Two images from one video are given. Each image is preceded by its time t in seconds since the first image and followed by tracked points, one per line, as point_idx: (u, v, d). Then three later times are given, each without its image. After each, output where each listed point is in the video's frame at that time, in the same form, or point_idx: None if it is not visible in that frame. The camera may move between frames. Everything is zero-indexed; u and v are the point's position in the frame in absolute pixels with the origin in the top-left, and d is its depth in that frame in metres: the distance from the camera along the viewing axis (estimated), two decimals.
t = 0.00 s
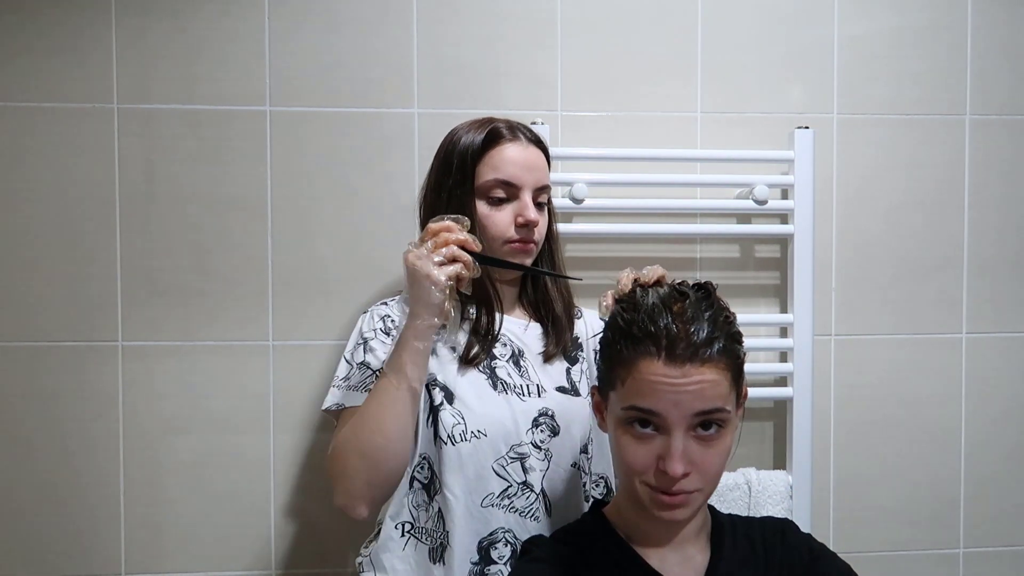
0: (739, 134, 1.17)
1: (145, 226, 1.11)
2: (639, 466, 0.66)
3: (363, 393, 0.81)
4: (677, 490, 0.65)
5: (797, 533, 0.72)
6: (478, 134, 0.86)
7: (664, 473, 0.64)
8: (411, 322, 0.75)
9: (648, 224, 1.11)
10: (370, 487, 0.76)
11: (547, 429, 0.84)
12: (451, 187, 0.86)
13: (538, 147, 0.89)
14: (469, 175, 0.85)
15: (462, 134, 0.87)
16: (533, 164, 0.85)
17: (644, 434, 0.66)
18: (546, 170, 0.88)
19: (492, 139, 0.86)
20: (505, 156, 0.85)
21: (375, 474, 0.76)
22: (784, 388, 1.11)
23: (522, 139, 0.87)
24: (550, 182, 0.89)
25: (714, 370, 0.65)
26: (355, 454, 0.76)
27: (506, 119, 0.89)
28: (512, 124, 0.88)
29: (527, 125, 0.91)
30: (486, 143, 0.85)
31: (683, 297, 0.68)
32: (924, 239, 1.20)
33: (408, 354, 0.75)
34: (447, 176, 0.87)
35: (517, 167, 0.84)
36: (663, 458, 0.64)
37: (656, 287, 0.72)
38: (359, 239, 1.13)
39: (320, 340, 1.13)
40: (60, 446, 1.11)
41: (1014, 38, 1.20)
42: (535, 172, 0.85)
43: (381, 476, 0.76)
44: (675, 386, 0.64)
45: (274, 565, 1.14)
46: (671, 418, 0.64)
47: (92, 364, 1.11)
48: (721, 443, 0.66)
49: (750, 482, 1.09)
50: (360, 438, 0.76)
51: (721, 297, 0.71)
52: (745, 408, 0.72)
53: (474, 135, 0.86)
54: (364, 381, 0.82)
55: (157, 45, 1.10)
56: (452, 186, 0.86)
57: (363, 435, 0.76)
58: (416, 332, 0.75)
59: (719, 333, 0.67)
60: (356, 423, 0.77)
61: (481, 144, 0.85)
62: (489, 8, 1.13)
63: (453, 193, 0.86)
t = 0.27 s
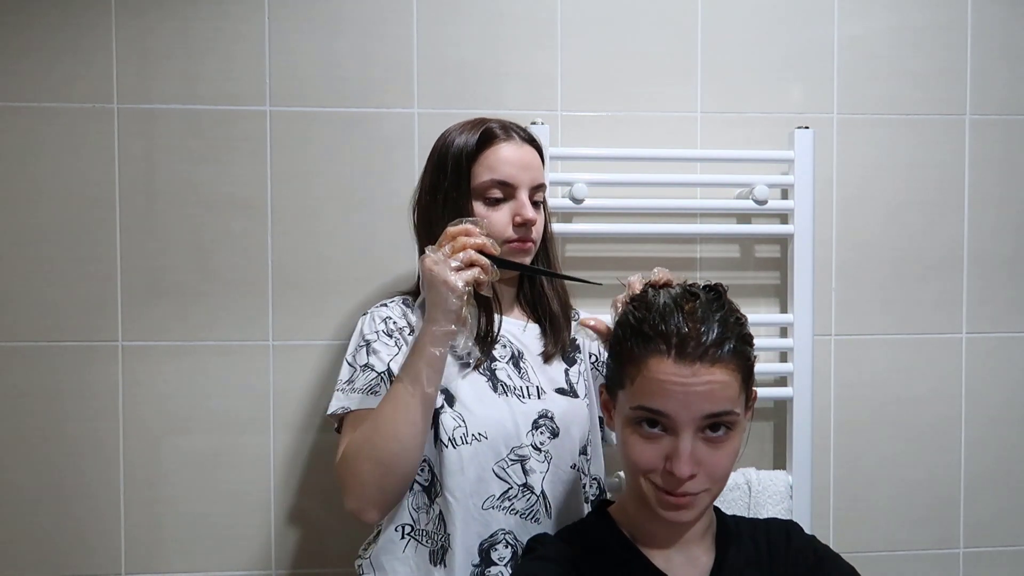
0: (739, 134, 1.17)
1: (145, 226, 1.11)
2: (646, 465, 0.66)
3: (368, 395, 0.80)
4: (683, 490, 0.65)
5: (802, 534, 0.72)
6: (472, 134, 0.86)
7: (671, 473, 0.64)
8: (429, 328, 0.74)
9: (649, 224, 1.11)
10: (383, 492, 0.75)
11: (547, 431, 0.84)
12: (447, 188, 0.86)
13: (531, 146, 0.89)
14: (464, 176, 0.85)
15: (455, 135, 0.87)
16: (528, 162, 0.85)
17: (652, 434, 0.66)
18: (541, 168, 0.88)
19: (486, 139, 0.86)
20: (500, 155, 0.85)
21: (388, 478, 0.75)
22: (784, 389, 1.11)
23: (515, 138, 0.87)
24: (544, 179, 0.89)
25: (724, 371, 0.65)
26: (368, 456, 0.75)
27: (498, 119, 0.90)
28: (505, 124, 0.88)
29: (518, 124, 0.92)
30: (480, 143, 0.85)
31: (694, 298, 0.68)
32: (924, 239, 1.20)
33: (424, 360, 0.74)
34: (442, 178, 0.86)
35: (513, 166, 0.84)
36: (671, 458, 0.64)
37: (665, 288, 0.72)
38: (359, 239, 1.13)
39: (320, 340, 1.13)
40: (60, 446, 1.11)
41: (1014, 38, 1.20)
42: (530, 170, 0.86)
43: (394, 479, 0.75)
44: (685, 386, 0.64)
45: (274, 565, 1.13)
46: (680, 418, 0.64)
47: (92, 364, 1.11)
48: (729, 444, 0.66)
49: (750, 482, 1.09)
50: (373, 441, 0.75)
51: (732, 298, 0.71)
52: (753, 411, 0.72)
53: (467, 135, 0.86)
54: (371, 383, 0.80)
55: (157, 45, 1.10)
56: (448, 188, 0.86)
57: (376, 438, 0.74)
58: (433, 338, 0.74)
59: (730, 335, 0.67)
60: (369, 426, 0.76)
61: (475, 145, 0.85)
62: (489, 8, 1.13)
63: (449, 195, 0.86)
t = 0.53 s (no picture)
0: (739, 134, 1.17)
1: (145, 226, 1.11)
2: (642, 466, 0.66)
3: (374, 385, 0.79)
4: (679, 492, 0.65)
5: (801, 533, 0.72)
6: (468, 132, 0.86)
7: (667, 475, 0.64)
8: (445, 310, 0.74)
9: (649, 224, 1.11)
10: (392, 479, 0.73)
11: (546, 432, 0.84)
12: (443, 187, 0.86)
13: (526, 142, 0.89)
14: (461, 174, 0.85)
15: (449, 134, 0.87)
16: (525, 159, 0.85)
17: (649, 436, 0.66)
18: (537, 164, 0.88)
19: (482, 137, 0.86)
20: (496, 153, 0.84)
21: (397, 464, 0.73)
22: (784, 389, 1.11)
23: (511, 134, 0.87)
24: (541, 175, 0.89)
25: (722, 374, 0.65)
26: (377, 442, 0.72)
27: (493, 117, 0.90)
28: (500, 121, 0.87)
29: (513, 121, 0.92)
30: (476, 141, 0.85)
31: (694, 300, 0.68)
32: (924, 239, 1.20)
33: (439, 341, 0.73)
34: (439, 176, 0.86)
35: (510, 162, 0.84)
36: (667, 460, 0.65)
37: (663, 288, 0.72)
38: (359, 239, 1.13)
39: (320, 340, 1.13)
40: (60, 446, 1.11)
41: (1013, 38, 1.20)
42: (527, 166, 0.86)
43: (405, 466, 0.73)
44: (682, 388, 0.64)
45: (274, 565, 1.13)
46: (677, 420, 0.64)
47: (92, 364, 1.11)
48: (726, 448, 0.66)
49: (750, 482, 1.09)
50: (383, 425, 0.72)
51: (733, 300, 0.71)
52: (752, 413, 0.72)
53: (463, 133, 0.86)
54: (376, 375, 0.80)
55: (157, 45, 1.10)
56: (445, 186, 0.86)
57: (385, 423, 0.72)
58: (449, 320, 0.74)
59: (728, 337, 0.67)
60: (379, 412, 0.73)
61: (471, 143, 0.85)
62: (489, 8, 1.13)
63: (446, 193, 0.86)
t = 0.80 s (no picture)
0: (738, 134, 1.17)
1: (145, 226, 1.11)
2: (647, 469, 0.66)
3: (394, 362, 0.78)
4: (684, 494, 0.65)
5: (803, 538, 0.71)
6: (474, 131, 0.86)
7: (672, 477, 0.64)
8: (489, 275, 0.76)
9: (649, 224, 1.10)
10: (418, 445, 0.71)
11: (550, 433, 0.84)
12: (448, 186, 0.85)
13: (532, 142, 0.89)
14: (467, 175, 0.85)
15: (455, 131, 0.86)
16: (531, 161, 0.85)
17: (653, 438, 0.66)
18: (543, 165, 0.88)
19: (488, 137, 0.85)
20: (503, 153, 0.85)
21: (425, 429, 0.71)
22: (784, 389, 1.11)
23: (517, 135, 0.87)
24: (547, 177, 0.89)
25: (725, 374, 0.65)
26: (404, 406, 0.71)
27: (499, 115, 0.89)
28: (506, 121, 0.87)
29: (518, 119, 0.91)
30: (483, 141, 0.85)
31: (695, 300, 0.68)
32: (924, 240, 1.20)
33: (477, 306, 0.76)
34: (444, 176, 0.86)
35: (518, 165, 0.84)
36: (671, 463, 0.64)
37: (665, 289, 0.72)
38: (359, 239, 1.13)
39: (320, 340, 1.13)
40: (60, 446, 1.11)
41: (1013, 38, 1.20)
42: (534, 168, 0.86)
43: (432, 433, 0.72)
44: (686, 390, 0.64)
45: (274, 565, 1.13)
46: (680, 423, 0.64)
47: (92, 364, 1.11)
48: (731, 448, 0.66)
49: (750, 482, 1.09)
50: (413, 388, 0.71)
51: (735, 300, 0.71)
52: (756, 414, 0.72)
53: (468, 132, 0.86)
54: (394, 353, 0.79)
55: (157, 44, 1.10)
56: (449, 185, 0.85)
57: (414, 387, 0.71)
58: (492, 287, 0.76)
59: (731, 337, 0.67)
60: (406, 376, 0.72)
61: (478, 143, 0.85)
62: (489, 8, 1.13)
63: (450, 193, 0.85)
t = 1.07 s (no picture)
0: (738, 134, 1.17)
1: (144, 226, 1.11)
2: (646, 472, 0.65)
3: (397, 350, 0.78)
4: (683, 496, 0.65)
5: (802, 534, 0.72)
6: (476, 131, 0.86)
7: (670, 480, 0.64)
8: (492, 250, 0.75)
9: (649, 224, 1.10)
10: (419, 425, 0.71)
11: (553, 433, 0.84)
12: (450, 186, 0.86)
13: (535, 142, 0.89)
14: (469, 175, 0.85)
15: (457, 131, 0.86)
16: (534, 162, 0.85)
17: (650, 441, 0.65)
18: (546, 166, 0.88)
19: (490, 138, 0.85)
20: (505, 153, 0.84)
21: (427, 408, 0.71)
22: (784, 388, 1.11)
23: (520, 135, 0.87)
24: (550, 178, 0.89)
25: (721, 375, 0.65)
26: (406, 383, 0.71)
27: (501, 115, 0.89)
28: (508, 121, 0.87)
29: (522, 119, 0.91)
30: (485, 141, 0.85)
31: (688, 300, 0.69)
32: (924, 239, 1.20)
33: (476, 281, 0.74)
34: (446, 176, 0.86)
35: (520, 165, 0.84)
36: (670, 465, 0.64)
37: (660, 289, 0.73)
38: (359, 239, 1.13)
39: (321, 340, 1.13)
40: (60, 446, 1.11)
41: (1013, 38, 1.20)
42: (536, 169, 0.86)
43: (433, 413, 0.71)
44: (682, 392, 0.64)
45: (274, 565, 1.13)
46: (677, 425, 0.64)
47: (92, 364, 1.11)
48: (728, 448, 0.66)
49: (750, 482, 1.09)
50: (416, 366, 0.71)
51: (729, 299, 0.71)
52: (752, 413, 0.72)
53: (470, 132, 0.86)
54: (397, 342, 0.79)
55: (157, 45, 1.10)
56: (452, 186, 0.85)
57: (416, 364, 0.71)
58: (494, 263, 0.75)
59: (726, 337, 0.67)
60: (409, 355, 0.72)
61: (480, 143, 0.85)
62: (489, 8, 1.13)
63: (452, 193, 0.85)
